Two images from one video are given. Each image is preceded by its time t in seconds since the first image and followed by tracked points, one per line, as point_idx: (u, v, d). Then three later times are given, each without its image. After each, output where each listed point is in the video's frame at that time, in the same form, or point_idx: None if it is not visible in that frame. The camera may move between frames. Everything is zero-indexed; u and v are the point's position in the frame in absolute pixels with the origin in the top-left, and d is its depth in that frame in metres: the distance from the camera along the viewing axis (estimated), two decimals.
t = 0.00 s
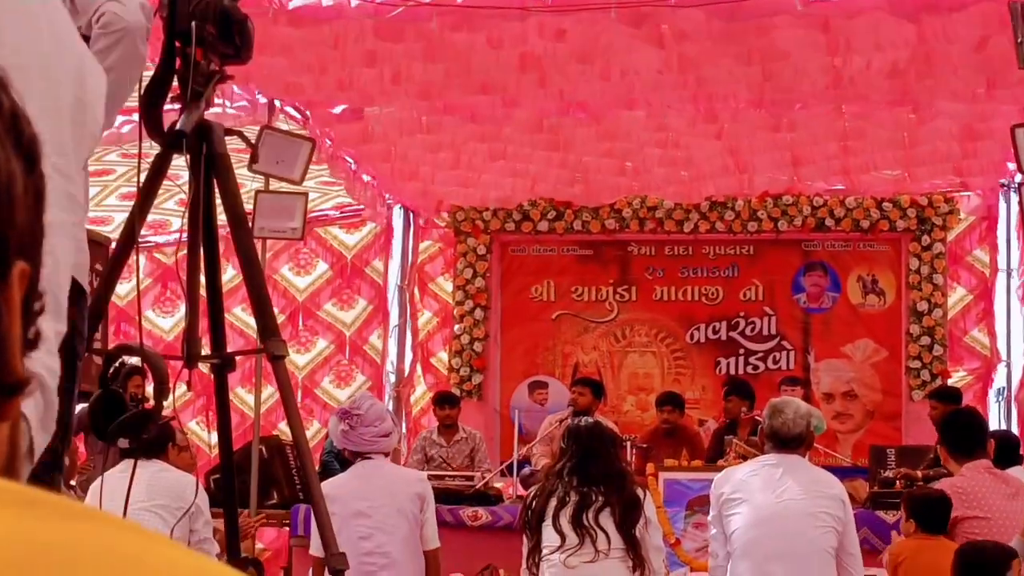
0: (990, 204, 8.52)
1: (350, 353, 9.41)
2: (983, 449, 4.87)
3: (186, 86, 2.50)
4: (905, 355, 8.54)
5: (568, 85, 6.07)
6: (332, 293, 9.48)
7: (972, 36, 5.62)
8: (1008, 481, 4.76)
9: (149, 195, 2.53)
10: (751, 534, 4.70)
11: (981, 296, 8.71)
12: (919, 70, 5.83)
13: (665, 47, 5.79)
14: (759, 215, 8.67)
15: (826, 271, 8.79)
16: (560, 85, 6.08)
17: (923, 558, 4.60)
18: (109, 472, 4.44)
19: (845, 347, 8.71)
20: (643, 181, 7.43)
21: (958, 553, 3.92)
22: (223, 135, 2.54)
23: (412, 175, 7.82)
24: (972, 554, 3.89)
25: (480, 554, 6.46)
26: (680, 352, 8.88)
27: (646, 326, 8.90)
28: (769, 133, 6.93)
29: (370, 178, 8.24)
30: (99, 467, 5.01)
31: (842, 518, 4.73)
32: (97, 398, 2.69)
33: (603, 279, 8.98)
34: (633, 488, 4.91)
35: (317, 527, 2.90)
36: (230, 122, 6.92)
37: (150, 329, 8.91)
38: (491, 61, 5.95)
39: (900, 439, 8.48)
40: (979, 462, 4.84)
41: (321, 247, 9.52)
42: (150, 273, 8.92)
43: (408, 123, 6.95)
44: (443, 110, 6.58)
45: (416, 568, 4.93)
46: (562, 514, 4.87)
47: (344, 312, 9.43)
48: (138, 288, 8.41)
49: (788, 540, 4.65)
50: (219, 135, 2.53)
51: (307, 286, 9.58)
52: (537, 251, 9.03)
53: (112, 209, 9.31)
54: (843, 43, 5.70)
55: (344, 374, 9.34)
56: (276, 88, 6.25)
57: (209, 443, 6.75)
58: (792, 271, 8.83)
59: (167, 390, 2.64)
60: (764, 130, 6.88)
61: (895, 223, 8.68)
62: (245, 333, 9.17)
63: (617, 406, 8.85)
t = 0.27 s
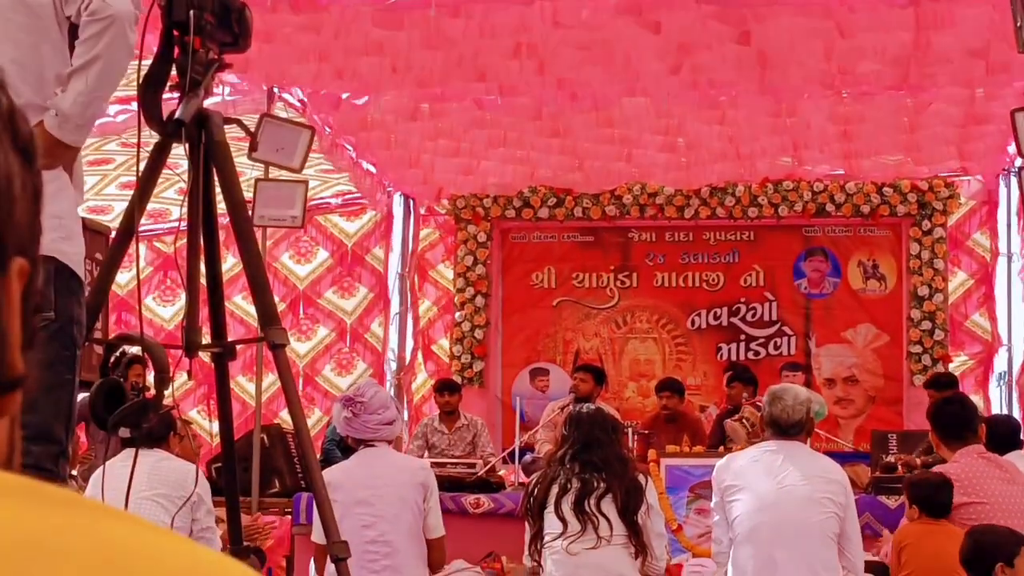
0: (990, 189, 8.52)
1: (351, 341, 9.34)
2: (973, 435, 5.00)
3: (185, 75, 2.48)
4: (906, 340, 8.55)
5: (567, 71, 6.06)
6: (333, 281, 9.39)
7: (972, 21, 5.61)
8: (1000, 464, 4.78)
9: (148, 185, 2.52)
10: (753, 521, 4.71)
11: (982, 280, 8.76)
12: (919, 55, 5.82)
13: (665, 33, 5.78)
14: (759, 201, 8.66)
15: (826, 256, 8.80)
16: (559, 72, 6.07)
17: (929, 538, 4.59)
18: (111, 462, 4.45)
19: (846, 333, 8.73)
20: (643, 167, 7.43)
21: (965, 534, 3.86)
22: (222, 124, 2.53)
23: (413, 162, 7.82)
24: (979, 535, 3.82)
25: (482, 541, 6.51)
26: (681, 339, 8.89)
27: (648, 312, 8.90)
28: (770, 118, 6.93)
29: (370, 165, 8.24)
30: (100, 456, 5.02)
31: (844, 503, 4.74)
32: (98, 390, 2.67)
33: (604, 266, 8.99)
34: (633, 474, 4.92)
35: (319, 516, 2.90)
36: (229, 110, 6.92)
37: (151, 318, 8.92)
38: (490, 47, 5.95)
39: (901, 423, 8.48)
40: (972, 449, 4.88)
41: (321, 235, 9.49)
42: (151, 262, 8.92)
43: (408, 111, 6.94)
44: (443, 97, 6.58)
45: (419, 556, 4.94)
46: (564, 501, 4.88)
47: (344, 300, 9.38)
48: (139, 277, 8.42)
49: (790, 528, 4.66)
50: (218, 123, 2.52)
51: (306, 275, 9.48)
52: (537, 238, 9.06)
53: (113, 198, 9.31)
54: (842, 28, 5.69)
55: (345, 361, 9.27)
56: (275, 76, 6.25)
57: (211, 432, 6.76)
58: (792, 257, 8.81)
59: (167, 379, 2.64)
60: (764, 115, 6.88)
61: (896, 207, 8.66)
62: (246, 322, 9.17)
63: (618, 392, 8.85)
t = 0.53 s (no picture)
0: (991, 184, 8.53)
1: (352, 332, 9.34)
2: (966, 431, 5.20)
3: (188, 64, 2.50)
4: (906, 334, 8.58)
5: (570, 64, 6.08)
6: (335, 272, 9.40)
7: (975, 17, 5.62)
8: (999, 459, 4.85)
9: (151, 174, 2.54)
10: (753, 514, 4.74)
11: (983, 276, 8.76)
12: (922, 50, 5.83)
13: (667, 27, 5.79)
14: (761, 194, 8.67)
15: (828, 251, 8.82)
16: (562, 65, 6.08)
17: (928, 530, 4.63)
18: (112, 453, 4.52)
19: (846, 327, 8.76)
20: (645, 161, 7.44)
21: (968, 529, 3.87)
22: (226, 114, 2.55)
23: (416, 154, 7.84)
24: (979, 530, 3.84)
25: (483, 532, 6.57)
26: (682, 332, 8.91)
27: (649, 305, 8.92)
28: (772, 114, 6.96)
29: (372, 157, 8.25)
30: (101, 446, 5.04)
31: (844, 498, 4.77)
32: (100, 376, 2.67)
33: (606, 258, 9.01)
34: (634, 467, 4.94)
35: (320, 507, 2.93)
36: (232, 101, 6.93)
37: (153, 308, 8.95)
38: (493, 40, 5.96)
39: (900, 418, 8.50)
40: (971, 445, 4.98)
41: (323, 226, 9.45)
42: (153, 251, 8.94)
43: (410, 102, 6.96)
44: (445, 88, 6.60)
45: (419, 547, 4.96)
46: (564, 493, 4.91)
47: (346, 290, 9.36)
48: (141, 267, 8.45)
49: (791, 522, 4.69)
50: (221, 113, 2.54)
51: (309, 265, 9.43)
52: (539, 230, 9.08)
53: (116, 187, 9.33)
54: (845, 24, 5.70)
55: (346, 352, 9.26)
56: (278, 68, 6.27)
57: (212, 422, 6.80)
58: (794, 251, 8.84)
59: (169, 368, 2.66)
60: (766, 110, 6.89)
61: (897, 202, 8.69)
62: (247, 312, 9.20)
63: (618, 385, 8.87)
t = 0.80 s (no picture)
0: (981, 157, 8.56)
1: (341, 296, 9.33)
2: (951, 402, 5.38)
3: (178, 25, 2.49)
4: (894, 307, 8.63)
5: (562, 32, 6.08)
6: (323, 236, 9.37)
7: None
8: (975, 430, 5.26)
9: (140, 135, 2.53)
10: (737, 483, 4.85)
11: (971, 249, 8.77)
12: (913, 24, 5.84)
13: None
14: (751, 164, 8.69)
15: (816, 222, 8.88)
16: (554, 33, 6.09)
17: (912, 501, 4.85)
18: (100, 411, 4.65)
19: (834, 299, 8.82)
20: (636, 130, 7.47)
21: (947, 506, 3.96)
22: (216, 76, 2.54)
23: (407, 119, 7.85)
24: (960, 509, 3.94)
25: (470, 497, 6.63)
26: (670, 301, 8.95)
27: (638, 274, 8.96)
28: (763, 85, 6.98)
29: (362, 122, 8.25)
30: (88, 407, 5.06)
31: (827, 469, 4.86)
32: (86, 337, 2.67)
33: (595, 226, 9.03)
34: (620, 435, 4.94)
35: (306, 471, 2.96)
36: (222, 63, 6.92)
37: (140, 269, 8.96)
38: (485, 7, 5.96)
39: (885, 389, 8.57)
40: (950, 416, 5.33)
41: (312, 189, 9.40)
42: (141, 213, 8.94)
43: (401, 68, 6.97)
44: (437, 54, 6.61)
45: (405, 511, 4.99)
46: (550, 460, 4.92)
47: (334, 255, 9.35)
48: (128, 229, 8.45)
49: (774, 491, 4.80)
50: (211, 76, 2.54)
51: (297, 229, 9.40)
52: (528, 197, 9.09)
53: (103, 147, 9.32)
54: None
55: (333, 316, 9.26)
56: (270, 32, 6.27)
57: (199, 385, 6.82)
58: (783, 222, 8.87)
59: (158, 330, 2.66)
60: (757, 81, 6.90)
61: (887, 174, 8.70)
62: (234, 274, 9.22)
63: (605, 353, 8.93)
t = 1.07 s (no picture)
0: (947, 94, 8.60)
1: (305, 221, 9.28)
2: (911, 339, 5.42)
3: None
4: (857, 242, 8.68)
5: None
6: (287, 160, 9.31)
7: None
8: (934, 366, 5.31)
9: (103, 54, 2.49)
10: (699, 415, 4.87)
11: (935, 185, 8.79)
12: None
13: None
14: (719, 97, 8.65)
15: (783, 156, 8.87)
16: None
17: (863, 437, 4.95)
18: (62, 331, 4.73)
19: (798, 232, 8.83)
20: (602, 61, 7.49)
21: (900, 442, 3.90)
22: None
23: (373, 44, 7.79)
24: (912, 446, 3.87)
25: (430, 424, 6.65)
26: (634, 233, 8.95)
27: (603, 205, 8.95)
28: (732, 17, 6.95)
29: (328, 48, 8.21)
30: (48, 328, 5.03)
31: (787, 403, 4.92)
32: (49, 258, 2.64)
33: (562, 156, 8.99)
34: (582, 365, 5.02)
35: (268, 396, 2.94)
36: None
37: (102, 190, 8.91)
38: None
39: (847, 324, 8.64)
40: (910, 351, 5.37)
41: (277, 112, 9.32)
42: (103, 133, 8.86)
43: None
44: None
45: (367, 439, 4.97)
46: (512, 390, 4.99)
47: (298, 180, 9.28)
48: (89, 150, 8.38)
49: (736, 424, 4.83)
50: None
51: (261, 153, 9.31)
52: (494, 126, 9.00)
53: (65, 66, 9.23)
54: None
55: (297, 242, 9.20)
56: None
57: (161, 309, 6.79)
58: (750, 155, 8.85)
59: (119, 252, 2.62)
60: (727, 14, 6.87)
61: (855, 109, 8.67)
62: (198, 198, 9.18)
63: (569, 283, 8.95)
